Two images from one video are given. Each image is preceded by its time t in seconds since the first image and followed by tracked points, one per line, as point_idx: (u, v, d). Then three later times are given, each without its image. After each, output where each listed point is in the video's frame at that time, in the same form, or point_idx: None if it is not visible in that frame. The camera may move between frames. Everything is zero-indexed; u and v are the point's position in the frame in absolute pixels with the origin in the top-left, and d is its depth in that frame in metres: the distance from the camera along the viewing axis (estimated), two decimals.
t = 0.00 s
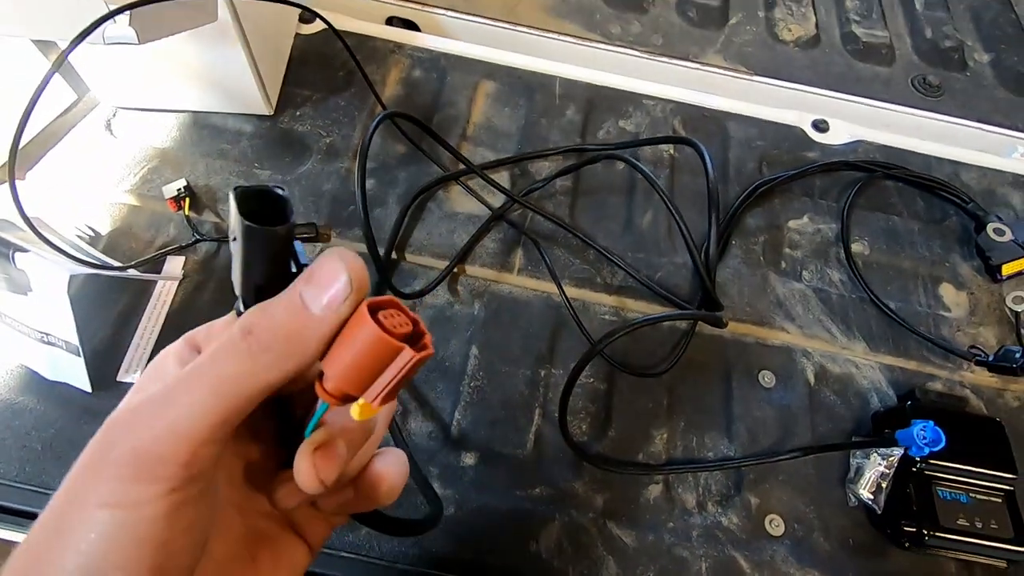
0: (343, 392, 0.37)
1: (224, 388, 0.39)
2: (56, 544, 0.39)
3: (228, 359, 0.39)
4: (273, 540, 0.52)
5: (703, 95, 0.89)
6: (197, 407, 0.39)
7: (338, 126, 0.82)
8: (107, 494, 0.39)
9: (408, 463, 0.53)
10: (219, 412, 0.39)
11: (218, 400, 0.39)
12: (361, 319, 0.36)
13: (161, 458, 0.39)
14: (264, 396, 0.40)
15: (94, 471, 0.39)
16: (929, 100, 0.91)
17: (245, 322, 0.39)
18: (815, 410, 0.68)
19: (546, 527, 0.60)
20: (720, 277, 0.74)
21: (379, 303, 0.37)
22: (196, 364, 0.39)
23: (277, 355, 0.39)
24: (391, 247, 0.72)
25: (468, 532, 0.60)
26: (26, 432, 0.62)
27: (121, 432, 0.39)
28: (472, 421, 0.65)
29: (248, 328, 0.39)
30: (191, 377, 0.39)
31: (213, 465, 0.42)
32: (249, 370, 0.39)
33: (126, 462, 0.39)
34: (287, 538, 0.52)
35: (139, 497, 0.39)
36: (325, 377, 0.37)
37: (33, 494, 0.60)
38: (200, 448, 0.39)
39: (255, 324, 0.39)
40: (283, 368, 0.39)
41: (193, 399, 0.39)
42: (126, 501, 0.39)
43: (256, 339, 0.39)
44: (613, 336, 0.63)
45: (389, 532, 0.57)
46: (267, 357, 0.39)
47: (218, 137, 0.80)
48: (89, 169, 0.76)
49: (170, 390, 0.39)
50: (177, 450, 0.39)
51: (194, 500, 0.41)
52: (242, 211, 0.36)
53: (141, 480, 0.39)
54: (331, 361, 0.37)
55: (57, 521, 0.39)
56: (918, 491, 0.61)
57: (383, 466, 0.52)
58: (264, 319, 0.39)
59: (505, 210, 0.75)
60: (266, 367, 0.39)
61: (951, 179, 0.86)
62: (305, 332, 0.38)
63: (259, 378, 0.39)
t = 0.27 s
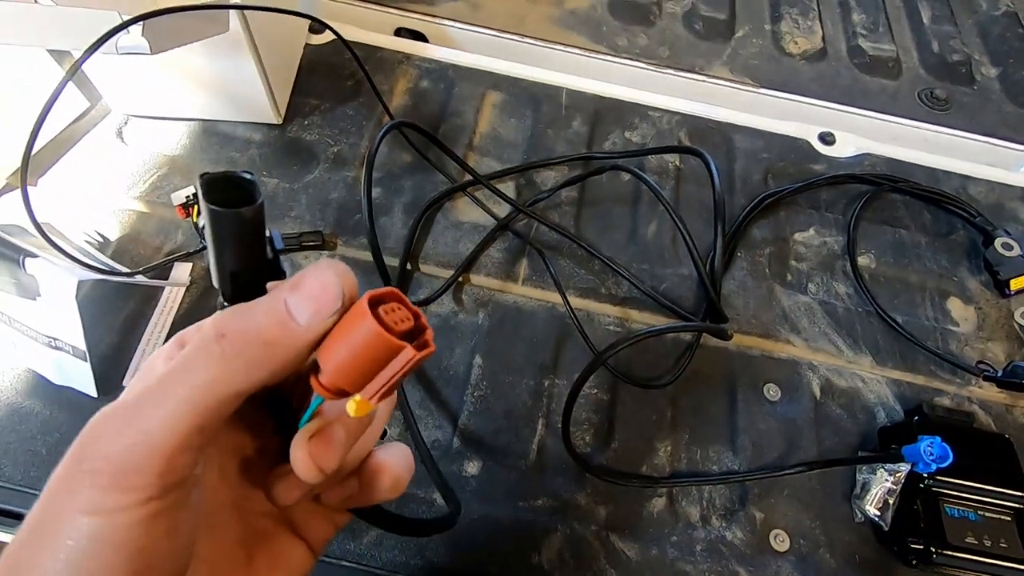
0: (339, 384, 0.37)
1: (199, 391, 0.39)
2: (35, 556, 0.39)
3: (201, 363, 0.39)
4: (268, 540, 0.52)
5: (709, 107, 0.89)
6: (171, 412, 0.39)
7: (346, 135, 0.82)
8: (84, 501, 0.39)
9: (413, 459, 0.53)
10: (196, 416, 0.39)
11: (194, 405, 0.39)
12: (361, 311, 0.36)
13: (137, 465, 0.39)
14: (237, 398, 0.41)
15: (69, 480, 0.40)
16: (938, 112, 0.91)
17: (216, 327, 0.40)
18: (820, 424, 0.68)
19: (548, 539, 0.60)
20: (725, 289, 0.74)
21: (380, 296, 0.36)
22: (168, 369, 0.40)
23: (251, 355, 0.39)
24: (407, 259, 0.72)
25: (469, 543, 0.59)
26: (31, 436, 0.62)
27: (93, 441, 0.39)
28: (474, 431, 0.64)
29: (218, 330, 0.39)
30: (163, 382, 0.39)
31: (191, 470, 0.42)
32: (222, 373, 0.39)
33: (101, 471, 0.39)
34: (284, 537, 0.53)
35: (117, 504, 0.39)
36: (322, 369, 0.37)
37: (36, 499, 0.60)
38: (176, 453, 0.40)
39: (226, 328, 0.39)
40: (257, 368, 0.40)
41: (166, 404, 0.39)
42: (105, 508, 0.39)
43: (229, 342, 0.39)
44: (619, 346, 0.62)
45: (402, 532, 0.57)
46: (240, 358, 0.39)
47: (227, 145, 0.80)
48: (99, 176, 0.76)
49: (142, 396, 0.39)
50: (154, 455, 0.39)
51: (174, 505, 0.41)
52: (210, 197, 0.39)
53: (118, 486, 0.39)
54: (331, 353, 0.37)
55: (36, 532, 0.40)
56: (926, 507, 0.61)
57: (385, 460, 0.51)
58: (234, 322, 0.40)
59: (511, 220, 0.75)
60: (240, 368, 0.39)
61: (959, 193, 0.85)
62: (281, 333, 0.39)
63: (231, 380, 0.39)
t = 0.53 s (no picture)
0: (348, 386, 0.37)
1: (202, 394, 0.39)
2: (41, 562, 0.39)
3: (204, 367, 0.39)
4: (274, 540, 0.52)
5: (714, 117, 0.89)
6: (174, 416, 0.39)
7: (350, 141, 0.83)
8: (89, 504, 0.39)
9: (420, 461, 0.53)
10: (200, 420, 0.39)
11: (197, 408, 0.39)
12: (375, 315, 0.35)
13: (142, 470, 0.39)
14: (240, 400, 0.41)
15: (74, 484, 0.40)
16: (944, 124, 0.91)
17: (219, 330, 0.40)
18: (823, 436, 0.67)
19: (547, 549, 0.60)
20: (728, 299, 0.74)
21: (393, 300, 0.36)
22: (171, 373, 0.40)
23: (254, 358, 0.39)
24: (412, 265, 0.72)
25: (468, 552, 0.59)
26: (31, 438, 0.62)
27: (97, 445, 0.39)
28: (475, 439, 0.64)
29: (219, 333, 0.40)
30: (166, 385, 0.39)
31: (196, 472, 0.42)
32: (226, 376, 0.39)
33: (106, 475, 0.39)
34: (290, 537, 0.53)
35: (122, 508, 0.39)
36: (333, 371, 0.37)
37: (36, 501, 0.60)
38: (182, 455, 0.40)
39: (229, 331, 0.40)
40: (260, 370, 0.40)
41: (170, 408, 0.39)
42: (110, 512, 0.39)
43: (232, 345, 0.39)
44: (620, 356, 0.62)
45: (410, 536, 0.57)
46: (242, 361, 0.39)
47: (232, 149, 0.80)
48: (103, 179, 0.76)
49: (145, 400, 0.39)
50: (157, 459, 0.39)
51: (178, 507, 0.41)
52: (224, 195, 0.41)
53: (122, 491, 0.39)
54: (342, 355, 0.37)
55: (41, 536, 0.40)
56: (929, 522, 0.60)
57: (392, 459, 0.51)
58: (236, 324, 0.40)
59: (514, 227, 0.75)
60: (242, 370, 0.39)
61: (964, 205, 0.85)
62: (283, 337, 0.40)
63: (234, 382, 0.39)
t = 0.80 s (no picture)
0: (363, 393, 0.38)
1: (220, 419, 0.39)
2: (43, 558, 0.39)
3: (224, 393, 0.38)
4: (261, 538, 0.53)
5: (715, 124, 0.89)
6: (193, 439, 0.39)
7: (351, 145, 0.83)
8: (97, 513, 0.39)
9: (407, 457, 0.53)
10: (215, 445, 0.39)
11: (216, 433, 0.39)
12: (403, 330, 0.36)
13: (154, 489, 0.39)
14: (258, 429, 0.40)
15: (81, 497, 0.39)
16: (945, 134, 0.90)
17: (242, 355, 0.38)
18: (821, 447, 0.67)
19: (542, 557, 0.59)
20: (727, 307, 0.74)
21: (422, 317, 0.36)
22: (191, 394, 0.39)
23: (276, 389, 0.39)
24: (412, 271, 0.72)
25: (463, 559, 0.59)
26: (27, 440, 0.62)
27: (112, 459, 0.39)
28: (471, 446, 0.64)
29: (242, 359, 0.38)
30: (186, 401, 0.39)
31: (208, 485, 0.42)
32: (247, 405, 0.39)
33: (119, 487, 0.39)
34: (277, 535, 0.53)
35: (130, 522, 0.40)
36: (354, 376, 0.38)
37: (31, 504, 0.59)
38: (198, 471, 0.40)
39: (252, 359, 0.38)
40: (280, 400, 0.39)
41: (188, 428, 0.38)
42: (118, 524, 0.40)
43: (254, 374, 0.38)
44: (616, 363, 0.62)
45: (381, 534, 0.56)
46: (264, 390, 0.39)
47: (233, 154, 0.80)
48: (103, 182, 0.76)
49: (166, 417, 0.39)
50: (169, 479, 0.39)
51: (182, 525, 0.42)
52: (239, 171, 0.37)
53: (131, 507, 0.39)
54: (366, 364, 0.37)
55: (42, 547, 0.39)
56: (928, 535, 0.59)
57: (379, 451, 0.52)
58: (260, 353, 0.38)
59: (513, 234, 0.75)
60: (264, 401, 0.39)
61: (965, 216, 0.85)
62: (305, 369, 0.38)
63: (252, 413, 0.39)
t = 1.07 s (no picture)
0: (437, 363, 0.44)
1: (248, 425, 0.40)
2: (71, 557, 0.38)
3: (258, 399, 0.40)
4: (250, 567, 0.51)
5: (712, 131, 0.89)
6: (224, 436, 0.40)
7: (348, 150, 0.83)
8: (117, 539, 0.39)
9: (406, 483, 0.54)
10: (242, 448, 0.40)
11: (250, 439, 0.40)
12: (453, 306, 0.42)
13: (185, 490, 0.40)
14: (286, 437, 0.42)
15: (110, 511, 0.39)
16: (942, 141, 0.91)
17: (273, 358, 0.41)
18: (816, 454, 0.67)
19: (534, 564, 0.59)
20: (722, 314, 0.74)
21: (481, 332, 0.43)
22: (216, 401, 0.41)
23: (297, 392, 0.41)
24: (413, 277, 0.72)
25: (455, 565, 0.59)
26: (21, 443, 0.62)
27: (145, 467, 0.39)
28: (464, 452, 0.64)
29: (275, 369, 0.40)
30: (221, 410, 0.40)
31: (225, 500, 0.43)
32: (271, 410, 0.40)
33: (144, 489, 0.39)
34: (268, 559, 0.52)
35: (157, 529, 0.39)
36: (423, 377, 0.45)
37: (23, 507, 0.59)
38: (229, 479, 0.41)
39: (282, 362, 0.41)
40: (299, 404, 0.41)
41: (219, 432, 0.40)
42: (141, 540, 0.39)
43: (278, 377, 0.41)
44: (610, 369, 0.62)
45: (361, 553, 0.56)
46: (289, 394, 0.41)
47: (230, 158, 0.80)
48: (101, 186, 0.76)
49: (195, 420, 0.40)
50: (198, 492, 0.40)
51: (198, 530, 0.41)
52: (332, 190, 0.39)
53: (156, 514, 0.39)
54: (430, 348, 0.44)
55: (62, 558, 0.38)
56: (922, 544, 0.59)
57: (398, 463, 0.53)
58: (287, 357, 0.41)
59: (509, 239, 0.75)
60: (287, 403, 0.41)
61: (961, 224, 0.85)
62: (330, 370, 0.41)
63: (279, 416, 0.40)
